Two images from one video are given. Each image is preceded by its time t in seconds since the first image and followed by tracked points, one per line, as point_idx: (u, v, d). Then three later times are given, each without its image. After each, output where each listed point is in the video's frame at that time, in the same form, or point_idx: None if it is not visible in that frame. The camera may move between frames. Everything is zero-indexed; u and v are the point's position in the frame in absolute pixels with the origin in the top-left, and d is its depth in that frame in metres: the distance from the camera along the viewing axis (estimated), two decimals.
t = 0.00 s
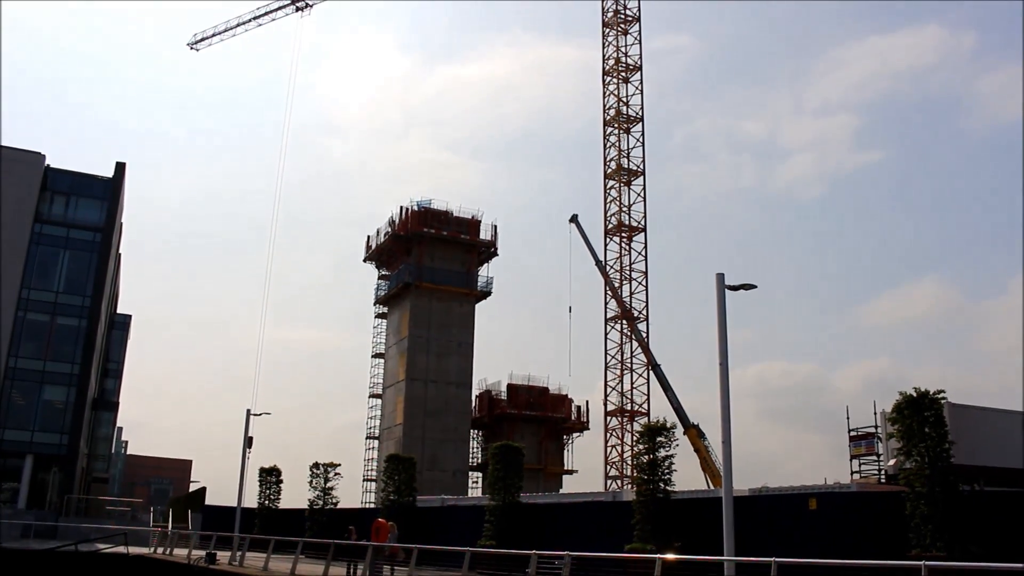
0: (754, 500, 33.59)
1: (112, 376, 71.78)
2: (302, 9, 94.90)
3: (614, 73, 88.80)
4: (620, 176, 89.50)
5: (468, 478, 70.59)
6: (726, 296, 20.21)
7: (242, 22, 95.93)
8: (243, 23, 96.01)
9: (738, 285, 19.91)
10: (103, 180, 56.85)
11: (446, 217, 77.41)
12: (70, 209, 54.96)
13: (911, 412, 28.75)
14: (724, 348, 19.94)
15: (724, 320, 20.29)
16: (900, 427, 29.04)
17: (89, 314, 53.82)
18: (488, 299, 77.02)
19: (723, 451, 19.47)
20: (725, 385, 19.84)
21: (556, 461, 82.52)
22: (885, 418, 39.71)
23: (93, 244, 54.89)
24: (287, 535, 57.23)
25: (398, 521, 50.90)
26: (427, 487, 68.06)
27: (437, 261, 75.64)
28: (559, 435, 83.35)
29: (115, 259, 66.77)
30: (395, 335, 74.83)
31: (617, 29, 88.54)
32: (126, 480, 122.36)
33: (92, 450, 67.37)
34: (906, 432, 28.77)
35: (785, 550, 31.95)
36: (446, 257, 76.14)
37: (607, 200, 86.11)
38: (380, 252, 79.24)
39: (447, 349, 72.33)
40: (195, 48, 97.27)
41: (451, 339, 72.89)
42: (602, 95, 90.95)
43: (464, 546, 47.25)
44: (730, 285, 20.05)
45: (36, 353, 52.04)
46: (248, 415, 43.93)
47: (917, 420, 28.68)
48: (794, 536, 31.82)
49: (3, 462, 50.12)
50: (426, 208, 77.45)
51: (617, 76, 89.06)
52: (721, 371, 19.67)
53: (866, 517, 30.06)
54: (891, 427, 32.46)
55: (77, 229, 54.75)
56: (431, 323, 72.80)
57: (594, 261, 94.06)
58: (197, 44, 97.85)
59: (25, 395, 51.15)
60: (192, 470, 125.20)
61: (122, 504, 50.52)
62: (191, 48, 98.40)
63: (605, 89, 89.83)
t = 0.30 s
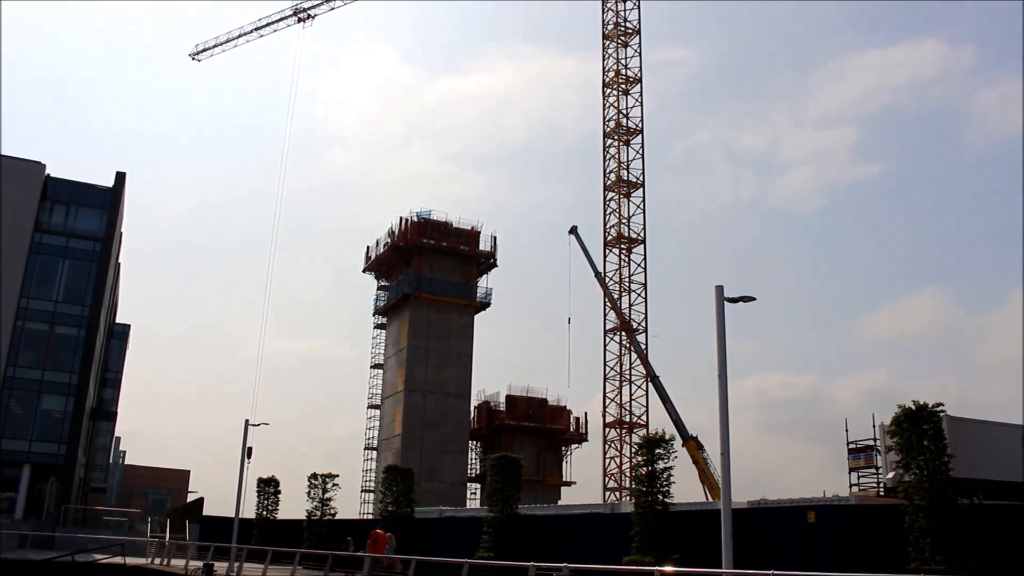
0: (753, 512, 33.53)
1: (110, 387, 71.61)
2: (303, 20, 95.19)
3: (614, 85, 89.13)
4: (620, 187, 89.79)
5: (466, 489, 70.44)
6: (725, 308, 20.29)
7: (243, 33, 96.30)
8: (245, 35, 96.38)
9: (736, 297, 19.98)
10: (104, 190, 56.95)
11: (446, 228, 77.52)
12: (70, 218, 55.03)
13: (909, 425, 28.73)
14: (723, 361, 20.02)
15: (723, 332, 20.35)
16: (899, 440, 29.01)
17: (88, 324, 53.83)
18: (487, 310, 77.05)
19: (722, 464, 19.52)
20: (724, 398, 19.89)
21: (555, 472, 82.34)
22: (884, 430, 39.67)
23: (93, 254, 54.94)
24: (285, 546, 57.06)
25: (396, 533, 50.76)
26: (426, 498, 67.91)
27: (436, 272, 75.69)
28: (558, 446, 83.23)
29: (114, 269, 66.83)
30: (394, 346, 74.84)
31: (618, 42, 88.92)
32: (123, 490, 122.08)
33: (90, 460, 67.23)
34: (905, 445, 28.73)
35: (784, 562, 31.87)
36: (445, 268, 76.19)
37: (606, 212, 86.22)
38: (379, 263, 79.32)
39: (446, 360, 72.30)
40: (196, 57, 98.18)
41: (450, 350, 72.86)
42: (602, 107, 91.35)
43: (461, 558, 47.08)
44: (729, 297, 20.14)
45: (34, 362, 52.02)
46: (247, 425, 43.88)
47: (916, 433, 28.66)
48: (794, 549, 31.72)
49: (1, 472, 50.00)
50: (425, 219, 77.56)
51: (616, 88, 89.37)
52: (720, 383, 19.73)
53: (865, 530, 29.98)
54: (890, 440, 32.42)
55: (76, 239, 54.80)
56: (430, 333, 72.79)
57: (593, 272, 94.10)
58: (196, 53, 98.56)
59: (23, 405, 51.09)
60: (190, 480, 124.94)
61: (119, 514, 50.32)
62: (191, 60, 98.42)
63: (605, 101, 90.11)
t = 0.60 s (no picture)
0: (748, 525, 33.43)
1: (104, 395, 71.28)
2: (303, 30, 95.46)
3: (612, 98, 89.38)
4: (616, 200, 89.96)
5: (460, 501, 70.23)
6: (721, 321, 20.32)
7: (243, 44, 92.34)
8: (244, 44, 92.30)
9: (733, 309, 20.00)
10: (100, 198, 56.90)
11: (442, 239, 77.52)
12: (66, 226, 54.95)
13: (905, 439, 28.67)
14: (719, 373, 20.03)
15: (719, 344, 20.41)
16: (894, 453, 28.95)
17: (83, 332, 53.67)
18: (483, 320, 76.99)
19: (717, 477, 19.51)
20: (720, 410, 19.91)
21: (550, 484, 82.13)
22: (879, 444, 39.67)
23: (88, 262, 54.84)
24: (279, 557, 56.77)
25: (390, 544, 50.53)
26: (420, 509, 67.70)
27: (433, 283, 75.65)
28: (553, 458, 83.06)
29: (111, 277, 66.65)
30: (389, 356, 74.70)
31: (615, 54, 89.23)
32: (115, 499, 121.42)
33: (84, 469, 66.89)
34: (900, 458, 28.69)
35: None
36: (442, 279, 76.16)
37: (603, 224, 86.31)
38: (375, 273, 79.27)
39: (442, 371, 72.20)
40: (195, 68, 96.65)
41: (445, 361, 72.73)
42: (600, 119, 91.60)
43: (455, 570, 46.86)
44: (725, 309, 20.19)
45: (28, 370, 51.83)
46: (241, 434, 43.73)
47: (911, 446, 28.60)
48: (789, 562, 31.62)
49: None
50: (422, 230, 77.55)
51: (614, 100, 89.64)
52: (716, 395, 19.75)
53: (861, 544, 29.89)
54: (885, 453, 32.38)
55: (72, 247, 54.70)
56: (426, 344, 72.68)
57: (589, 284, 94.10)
58: (196, 64, 96.99)
59: (17, 413, 50.88)
60: (183, 489, 124.35)
61: (112, 524, 50.01)
62: (188, 73, 96.90)
63: (602, 113, 90.33)
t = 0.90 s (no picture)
0: (746, 537, 33.34)
1: (101, 405, 71.10)
2: (303, 40, 95.64)
3: (610, 109, 89.63)
4: (614, 211, 90.11)
5: (457, 512, 70.03)
6: (719, 331, 20.40)
7: (242, 53, 99.46)
8: (243, 55, 99.47)
9: (731, 321, 20.06)
10: (98, 207, 56.92)
11: (440, 250, 77.52)
12: (64, 235, 54.93)
13: (902, 449, 28.68)
14: (716, 385, 20.05)
15: (717, 355, 20.46)
16: (892, 464, 28.92)
17: (80, 340, 53.58)
18: (481, 331, 76.96)
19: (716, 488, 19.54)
20: (718, 422, 19.95)
21: (547, 495, 81.91)
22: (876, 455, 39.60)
23: (86, 271, 54.80)
24: (275, 567, 56.55)
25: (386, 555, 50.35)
26: (417, 520, 67.49)
27: (430, 293, 75.63)
28: (550, 469, 82.91)
29: (108, 287, 66.57)
30: (387, 366, 74.63)
31: (613, 65, 89.58)
32: (111, 509, 120.89)
33: (80, 478, 66.66)
34: (898, 469, 28.68)
35: None
36: (439, 289, 76.18)
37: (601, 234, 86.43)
38: (373, 283, 79.24)
39: (439, 382, 72.09)
40: (195, 76, 99.40)
41: (443, 371, 72.65)
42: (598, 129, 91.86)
43: None
44: (723, 321, 20.27)
45: (25, 379, 51.70)
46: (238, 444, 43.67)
47: (909, 457, 28.61)
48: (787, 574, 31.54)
49: None
50: (419, 240, 77.55)
51: (611, 111, 89.96)
52: (714, 405, 19.79)
53: (859, 556, 29.83)
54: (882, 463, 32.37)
55: (69, 255, 54.65)
56: (423, 355, 72.60)
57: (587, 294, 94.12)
58: (196, 73, 100.01)
59: (13, 422, 50.73)
60: (179, 498, 123.84)
61: (108, 533, 49.72)
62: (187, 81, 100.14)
63: (599, 124, 90.59)
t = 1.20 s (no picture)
0: (744, 552, 33.27)
1: (96, 419, 70.89)
2: (303, 55, 96.06)
3: (607, 124, 90.01)
4: (612, 226, 90.30)
5: (454, 527, 69.78)
6: (716, 347, 20.49)
7: (242, 69, 98.81)
8: (243, 69, 98.77)
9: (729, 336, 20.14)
10: (96, 221, 56.97)
11: (438, 265, 77.57)
12: (61, 248, 54.92)
13: (900, 465, 28.67)
14: (713, 400, 20.09)
15: (714, 369, 20.50)
16: (890, 480, 28.91)
17: (77, 354, 53.48)
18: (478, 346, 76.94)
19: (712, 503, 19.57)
20: (715, 436, 19.99)
21: (544, 510, 81.62)
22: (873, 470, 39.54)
23: (83, 285, 54.79)
24: None
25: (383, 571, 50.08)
26: (413, 535, 67.22)
27: (428, 308, 75.64)
28: (547, 484, 82.67)
29: (104, 302, 66.48)
30: (383, 381, 74.53)
31: (610, 81, 90.03)
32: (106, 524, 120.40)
33: (75, 492, 66.37)
34: (895, 485, 28.66)
35: None
36: (437, 304, 76.18)
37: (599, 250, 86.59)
38: (370, 298, 79.24)
39: (436, 397, 71.97)
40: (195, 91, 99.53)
41: (440, 386, 72.58)
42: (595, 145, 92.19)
43: None
44: (720, 337, 20.36)
45: (21, 393, 51.57)
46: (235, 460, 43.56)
47: (906, 473, 28.59)
48: None
49: None
50: (417, 255, 77.62)
51: (609, 127, 90.33)
52: (711, 419, 19.83)
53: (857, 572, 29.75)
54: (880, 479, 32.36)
55: (67, 269, 54.65)
56: (421, 370, 72.53)
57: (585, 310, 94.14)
58: (196, 88, 101.30)
59: (8, 436, 50.53)
60: (175, 514, 123.28)
61: (102, 549, 49.41)
62: (189, 96, 100.29)
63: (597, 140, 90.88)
